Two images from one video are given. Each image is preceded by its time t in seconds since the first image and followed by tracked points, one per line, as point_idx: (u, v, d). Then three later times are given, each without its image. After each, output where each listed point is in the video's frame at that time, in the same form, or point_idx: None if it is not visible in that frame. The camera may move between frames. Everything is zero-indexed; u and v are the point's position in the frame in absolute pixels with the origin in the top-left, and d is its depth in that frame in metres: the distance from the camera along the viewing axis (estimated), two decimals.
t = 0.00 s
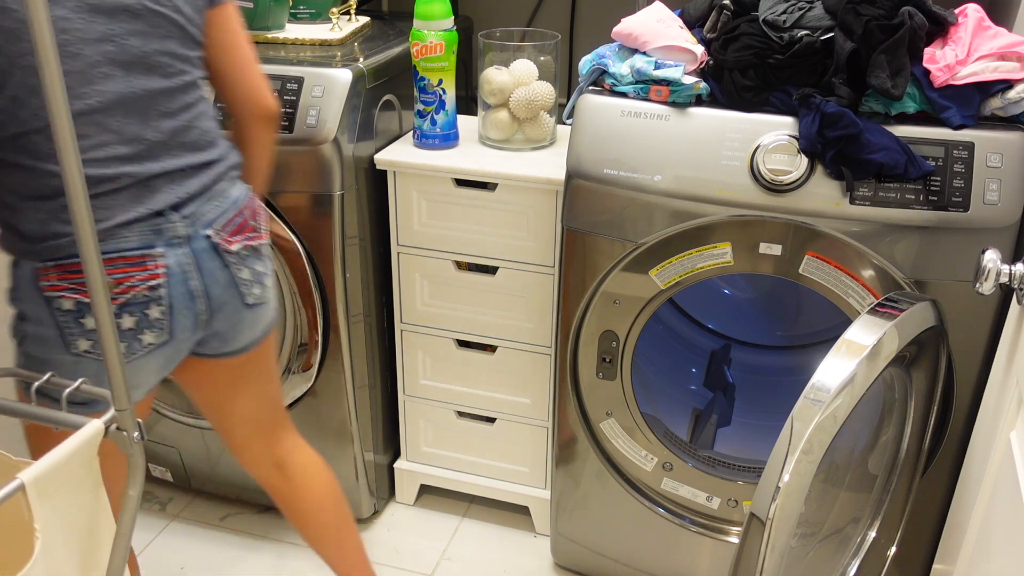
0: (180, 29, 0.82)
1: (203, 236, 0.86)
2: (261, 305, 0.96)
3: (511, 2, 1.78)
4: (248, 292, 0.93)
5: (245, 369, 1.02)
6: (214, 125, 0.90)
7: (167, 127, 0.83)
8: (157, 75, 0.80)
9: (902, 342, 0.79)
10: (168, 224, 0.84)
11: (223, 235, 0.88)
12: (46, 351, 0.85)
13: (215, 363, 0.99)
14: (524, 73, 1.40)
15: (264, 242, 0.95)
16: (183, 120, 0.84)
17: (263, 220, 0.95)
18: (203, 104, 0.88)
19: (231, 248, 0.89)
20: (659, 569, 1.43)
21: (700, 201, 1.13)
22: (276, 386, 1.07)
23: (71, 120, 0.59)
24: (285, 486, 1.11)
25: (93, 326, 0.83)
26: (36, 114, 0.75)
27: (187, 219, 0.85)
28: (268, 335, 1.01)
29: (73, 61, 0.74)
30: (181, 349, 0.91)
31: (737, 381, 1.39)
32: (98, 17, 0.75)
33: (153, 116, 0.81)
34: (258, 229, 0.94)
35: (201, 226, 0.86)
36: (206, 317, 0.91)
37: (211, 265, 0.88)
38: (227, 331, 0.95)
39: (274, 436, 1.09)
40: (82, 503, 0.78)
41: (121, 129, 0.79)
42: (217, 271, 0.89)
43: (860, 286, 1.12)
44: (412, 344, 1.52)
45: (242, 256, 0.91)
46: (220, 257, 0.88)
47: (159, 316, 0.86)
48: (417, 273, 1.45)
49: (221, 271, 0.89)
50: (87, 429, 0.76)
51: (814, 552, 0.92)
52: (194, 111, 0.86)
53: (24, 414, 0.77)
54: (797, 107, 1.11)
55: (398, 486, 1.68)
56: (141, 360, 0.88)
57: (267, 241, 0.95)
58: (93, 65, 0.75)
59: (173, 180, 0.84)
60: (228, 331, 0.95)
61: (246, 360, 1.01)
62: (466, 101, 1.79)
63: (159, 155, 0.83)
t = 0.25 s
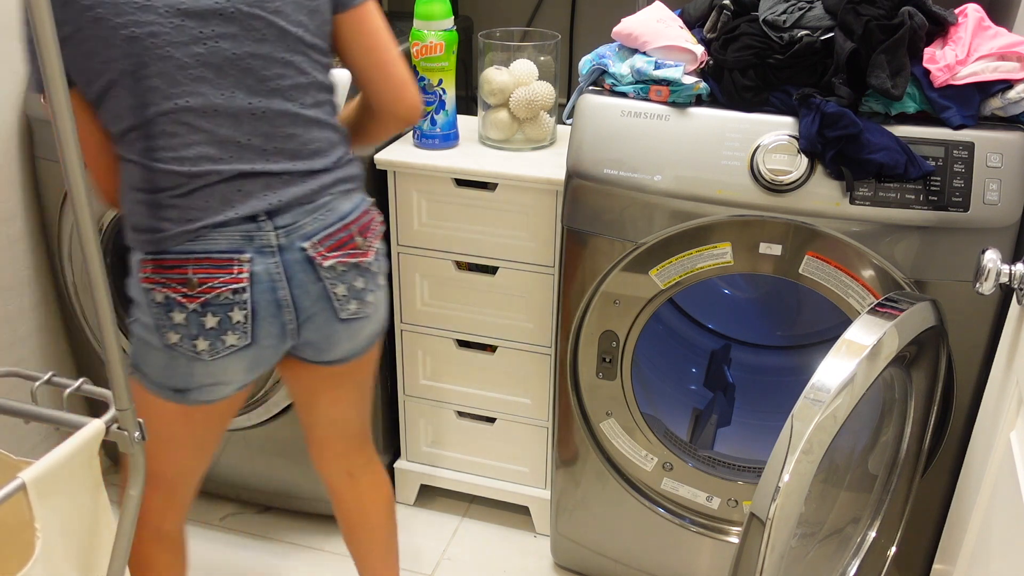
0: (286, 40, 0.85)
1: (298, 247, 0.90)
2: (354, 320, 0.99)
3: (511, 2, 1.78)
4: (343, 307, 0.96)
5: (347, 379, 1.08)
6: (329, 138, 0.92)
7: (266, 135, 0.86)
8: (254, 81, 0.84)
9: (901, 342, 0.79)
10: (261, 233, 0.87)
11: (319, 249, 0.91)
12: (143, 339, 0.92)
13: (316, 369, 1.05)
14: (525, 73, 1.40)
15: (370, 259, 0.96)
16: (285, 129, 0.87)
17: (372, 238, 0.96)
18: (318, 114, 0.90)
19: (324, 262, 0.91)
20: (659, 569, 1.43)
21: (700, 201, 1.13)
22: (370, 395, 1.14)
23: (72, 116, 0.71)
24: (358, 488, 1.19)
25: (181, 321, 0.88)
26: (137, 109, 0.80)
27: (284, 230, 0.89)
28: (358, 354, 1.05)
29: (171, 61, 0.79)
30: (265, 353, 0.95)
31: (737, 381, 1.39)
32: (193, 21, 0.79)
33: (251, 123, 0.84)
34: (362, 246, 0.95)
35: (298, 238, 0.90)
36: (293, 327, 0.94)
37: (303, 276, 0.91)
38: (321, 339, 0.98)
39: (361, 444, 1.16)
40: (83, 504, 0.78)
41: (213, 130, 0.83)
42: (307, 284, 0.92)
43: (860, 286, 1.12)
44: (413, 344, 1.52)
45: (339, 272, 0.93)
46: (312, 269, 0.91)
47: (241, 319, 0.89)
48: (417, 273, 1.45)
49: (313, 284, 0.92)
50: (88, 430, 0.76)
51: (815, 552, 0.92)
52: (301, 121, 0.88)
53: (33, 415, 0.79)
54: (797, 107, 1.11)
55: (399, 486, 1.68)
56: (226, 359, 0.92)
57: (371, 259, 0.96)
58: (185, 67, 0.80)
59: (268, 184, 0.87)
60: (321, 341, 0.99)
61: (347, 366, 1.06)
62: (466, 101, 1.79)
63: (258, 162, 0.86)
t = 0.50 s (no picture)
0: (338, 28, 0.83)
1: (323, 245, 0.90)
2: (379, 332, 0.97)
3: (512, 2, 1.78)
4: (364, 317, 0.94)
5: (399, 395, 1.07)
6: (381, 137, 0.89)
7: (305, 124, 0.85)
8: (299, 68, 0.83)
9: (901, 342, 0.79)
10: (285, 223, 0.88)
11: (344, 251, 0.90)
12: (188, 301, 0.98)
13: (360, 377, 1.04)
14: (524, 73, 1.40)
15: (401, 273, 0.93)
16: (330, 121, 0.85)
17: (410, 251, 0.93)
18: (369, 110, 0.88)
19: (345, 266, 0.91)
20: (659, 569, 1.43)
21: (700, 201, 1.13)
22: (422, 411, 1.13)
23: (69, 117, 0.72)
24: (394, 491, 1.20)
25: (206, 294, 0.92)
26: (196, 92, 0.84)
27: (310, 225, 0.89)
28: (388, 370, 1.02)
29: (221, 46, 0.81)
30: (281, 345, 0.96)
31: (737, 381, 1.39)
32: (238, 5, 0.80)
33: (294, 112, 0.84)
34: (394, 259, 0.92)
35: (325, 236, 0.89)
36: (310, 325, 0.95)
37: (324, 275, 0.91)
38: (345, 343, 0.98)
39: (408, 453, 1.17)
40: (82, 505, 0.78)
41: (252, 115, 0.84)
42: (327, 284, 0.92)
43: (860, 286, 1.12)
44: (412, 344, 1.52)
45: (362, 279, 0.92)
46: (335, 271, 0.91)
47: (252, 304, 0.92)
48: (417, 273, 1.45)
49: (334, 286, 0.92)
50: (88, 431, 0.76)
51: (815, 552, 0.92)
52: (347, 116, 0.86)
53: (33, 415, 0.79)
54: (797, 107, 1.11)
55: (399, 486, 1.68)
56: (242, 341, 0.95)
57: (400, 273, 0.92)
58: (228, 52, 0.81)
59: (304, 175, 0.87)
60: (344, 346, 0.98)
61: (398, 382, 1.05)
62: (466, 101, 1.79)
63: (293, 151, 0.85)
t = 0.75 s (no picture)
0: (369, 27, 0.85)
1: (352, 243, 0.91)
2: (403, 330, 0.98)
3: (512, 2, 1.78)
4: (390, 315, 0.96)
5: (408, 392, 1.08)
6: (406, 138, 0.91)
7: (335, 121, 0.86)
8: (331, 65, 0.84)
9: (902, 342, 0.79)
10: (315, 221, 0.89)
11: (372, 250, 0.91)
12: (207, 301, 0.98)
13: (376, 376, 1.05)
14: (525, 73, 1.40)
15: (428, 272, 0.95)
16: (360, 119, 0.87)
17: (435, 251, 0.95)
18: (395, 110, 0.89)
19: (375, 265, 0.92)
20: (659, 569, 1.43)
21: (700, 201, 1.13)
22: (427, 408, 1.14)
23: (70, 117, 0.72)
24: (396, 490, 1.20)
25: (229, 293, 0.92)
26: (224, 88, 0.85)
27: (338, 224, 0.89)
28: (407, 369, 1.04)
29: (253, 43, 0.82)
30: (306, 344, 0.96)
31: (737, 381, 1.39)
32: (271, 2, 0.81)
33: (325, 109, 0.85)
34: (420, 258, 0.94)
35: (354, 235, 0.90)
36: (336, 323, 0.95)
37: (352, 274, 0.92)
38: (368, 343, 0.98)
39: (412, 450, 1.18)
40: (82, 505, 0.78)
41: (283, 112, 0.85)
42: (355, 282, 0.92)
43: (860, 286, 1.12)
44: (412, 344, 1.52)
45: (390, 277, 0.93)
46: (363, 269, 0.92)
47: (280, 302, 0.92)
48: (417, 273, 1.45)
49: (362, 284, 0.93)
50: (88, 431, 0.76)
51: (815, 552, 0.92)
52: (375, 115, 0.88)
53: (32, 415, 0.79)
54: (797, 107, 1.11)
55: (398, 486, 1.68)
56: (266, 340, 0.94)
57: (426, 273, 0.94)
58: (259, 49, 0.82)
59: (333, 172, 0.88)
60: (366, 345, 0.98)
61: (409, 379, 1.06)
62: (466, 101, 1.79)
63: (323, 148, 0.86)
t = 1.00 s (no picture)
0: (402, 27, 0.86)
1: (389, 243, 0.91)
2: (435, 327, 0.99)
3: (512, 2, 1.78)
4: (425, 313, 0.97)
5: (422, 391, 1.09)
6: (435, 137, 0.93)
7: (370, 120, 0.86)
8: (366, 64, 0.84)
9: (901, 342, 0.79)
10: (353, 222, 0.88)
11: (409, 249, 0.92)
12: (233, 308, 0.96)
13: (401, 375, 1.05)
14: (524, 73, 1.40)
15: (460, 268, 0.97)
16: (395, 118, 0.88)
17: (465, 248, 0.98)
18: (425, 109, 0.91)
19: (412, 264, 0.92)
20: (659, 569, 1.43)
21: (700, 201, 1.13)
22: (438, 408, 1.15)
23: (70, 118, 0.72)
24: (404, 491, 1.21)
25: (265, 297, 0.91)
26: (253, 90, 0.84)
27: (376, 224, 0.89)
28: (433, 364, 1.05)
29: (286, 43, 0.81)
30: (341, 346, 0.96)
31: (737, 381, 1.39)
32: (305, 2, 0.81)
33: (362, 109, 0.85)
34: (453, 255, 0.96)
35: (391, 234, 0.90)
36: (373, 323, 0.95)
37: (390, 273, 0.92)
38: (401, 341, 0.99)
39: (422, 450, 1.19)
40: (82, 505, 0.78)
41: (319, 113, 0.84)
42: (392, 282, 0.93)
43: (860, 286, 1.12)
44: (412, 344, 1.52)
45: (425, 275, 0.94)
46: (400, 268, 0.92)
47: (319, 305, 0.91)
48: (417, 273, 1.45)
49: (398, 283, 0.93)
50: (88, 431, 0.76)
51: (815, 552, 0.92)
52: (409, 114, 0.89)
53: (32, 415, 0.79)
54: (797, 107, 1.11)
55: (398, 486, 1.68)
56: (302, 343, 0.94)
57: (459, 269, 0.96)
58: (294, 50, 0.82)
59: (371, 172, 0.88)
60: (399, 343, 0.99)
61: (424, 379, 1.07)
62: (466, 101, 1.79)
63: (362, 147, 0.86)
